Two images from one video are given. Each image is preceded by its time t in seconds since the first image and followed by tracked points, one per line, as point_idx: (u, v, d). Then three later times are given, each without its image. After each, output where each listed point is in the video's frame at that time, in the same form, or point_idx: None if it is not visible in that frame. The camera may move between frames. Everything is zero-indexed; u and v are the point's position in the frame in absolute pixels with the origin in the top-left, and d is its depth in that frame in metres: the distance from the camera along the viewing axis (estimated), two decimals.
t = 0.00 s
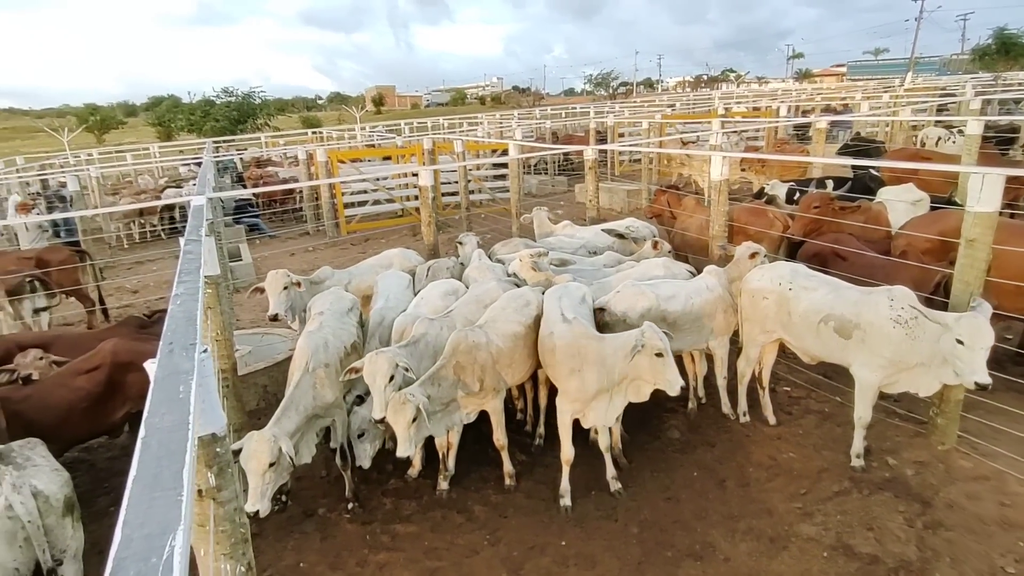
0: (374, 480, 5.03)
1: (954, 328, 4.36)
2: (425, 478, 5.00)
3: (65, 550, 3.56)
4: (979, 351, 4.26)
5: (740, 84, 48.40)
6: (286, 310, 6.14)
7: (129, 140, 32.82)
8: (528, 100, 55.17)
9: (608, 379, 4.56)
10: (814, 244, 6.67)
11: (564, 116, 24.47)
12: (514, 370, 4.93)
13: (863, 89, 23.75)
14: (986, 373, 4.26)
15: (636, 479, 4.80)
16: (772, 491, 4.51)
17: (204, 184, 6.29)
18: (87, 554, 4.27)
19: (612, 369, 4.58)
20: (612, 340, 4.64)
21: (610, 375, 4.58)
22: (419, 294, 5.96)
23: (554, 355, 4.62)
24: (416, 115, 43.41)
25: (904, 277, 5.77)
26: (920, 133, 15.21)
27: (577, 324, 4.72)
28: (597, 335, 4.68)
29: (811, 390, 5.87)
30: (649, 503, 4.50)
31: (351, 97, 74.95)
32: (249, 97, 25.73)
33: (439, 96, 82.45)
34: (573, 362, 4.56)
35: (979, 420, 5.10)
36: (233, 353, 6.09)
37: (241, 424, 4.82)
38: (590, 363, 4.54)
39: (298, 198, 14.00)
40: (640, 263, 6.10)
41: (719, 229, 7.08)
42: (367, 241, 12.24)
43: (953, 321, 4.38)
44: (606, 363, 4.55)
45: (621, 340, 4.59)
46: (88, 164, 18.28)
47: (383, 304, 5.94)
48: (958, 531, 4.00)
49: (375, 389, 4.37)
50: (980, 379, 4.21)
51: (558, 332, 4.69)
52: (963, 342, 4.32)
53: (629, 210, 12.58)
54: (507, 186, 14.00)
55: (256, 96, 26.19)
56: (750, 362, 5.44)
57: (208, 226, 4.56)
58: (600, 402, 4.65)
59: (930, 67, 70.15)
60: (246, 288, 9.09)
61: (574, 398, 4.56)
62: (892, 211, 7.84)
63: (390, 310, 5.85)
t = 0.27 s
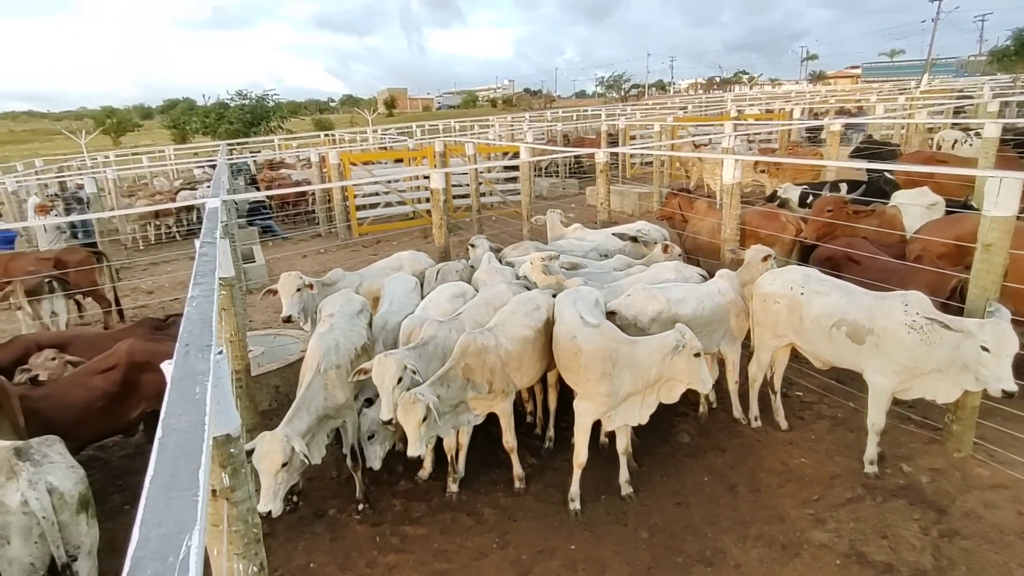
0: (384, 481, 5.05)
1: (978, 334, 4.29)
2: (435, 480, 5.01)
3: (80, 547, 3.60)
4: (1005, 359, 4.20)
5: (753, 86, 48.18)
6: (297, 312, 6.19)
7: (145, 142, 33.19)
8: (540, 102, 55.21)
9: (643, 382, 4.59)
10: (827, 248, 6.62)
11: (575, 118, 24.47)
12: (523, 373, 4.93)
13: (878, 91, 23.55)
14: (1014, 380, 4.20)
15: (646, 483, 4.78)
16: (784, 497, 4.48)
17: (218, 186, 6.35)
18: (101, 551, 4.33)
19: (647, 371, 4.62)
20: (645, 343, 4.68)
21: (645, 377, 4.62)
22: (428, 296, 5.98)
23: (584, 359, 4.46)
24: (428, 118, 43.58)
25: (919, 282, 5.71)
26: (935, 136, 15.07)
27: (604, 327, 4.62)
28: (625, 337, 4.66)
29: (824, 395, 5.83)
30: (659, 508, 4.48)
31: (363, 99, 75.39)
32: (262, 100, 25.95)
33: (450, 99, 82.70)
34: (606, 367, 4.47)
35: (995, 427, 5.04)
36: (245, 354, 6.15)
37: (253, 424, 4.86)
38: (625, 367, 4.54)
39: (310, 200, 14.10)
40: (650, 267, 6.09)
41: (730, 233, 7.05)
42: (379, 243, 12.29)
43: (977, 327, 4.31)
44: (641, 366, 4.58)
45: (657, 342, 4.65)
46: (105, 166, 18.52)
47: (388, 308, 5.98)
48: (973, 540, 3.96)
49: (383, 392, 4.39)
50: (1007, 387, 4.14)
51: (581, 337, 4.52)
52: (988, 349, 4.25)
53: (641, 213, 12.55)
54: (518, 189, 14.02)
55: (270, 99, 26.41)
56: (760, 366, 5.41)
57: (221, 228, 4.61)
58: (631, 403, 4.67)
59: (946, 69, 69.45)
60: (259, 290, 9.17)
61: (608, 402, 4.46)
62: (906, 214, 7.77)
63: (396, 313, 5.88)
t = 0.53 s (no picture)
0: (389, 482, 5.05)
1: (995, 345, 4.27)
2: (439, 482, 5.01)
3: (84, 539, 3.62)
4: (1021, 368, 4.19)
5: (762, 91, 48.07)
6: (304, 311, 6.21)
7: (156, 140, 33.44)
8: (549, 105, 55.25)
9: (677, 382, 4.57)
10: (836, 255, 6.59)
11: (584, 121, 24.47)
12: (527, 377, 4.93)
13: (889, 97, 23.43)
14: None
15: (651, 488, 4.77)
16: (790, 505, 4.46)
17: (229, 185, 6.39)
18: (107, 546, 4.35)
19: (682, 372, 4.57)
20: (675, 342, 4.62)
21: (679, 376, 4.57)
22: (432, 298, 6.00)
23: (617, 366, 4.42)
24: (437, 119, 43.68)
25: (928, 290, 5.68)
26: (946, 143, 15.00)
27: (633, 330, 4.58)
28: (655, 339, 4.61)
29: (831, 403, 5.80)
30: (664, 513, 4.47)
31: (372, 100, 75.64)
32: (273, 100, 26.08)
33: (459, 100, 82.89)
34: (638, 371, 4.46)
35: (1004, 437, 5.00)
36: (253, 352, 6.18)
37: (260, 423, 4.88)
38: (658, 369, 4.52)
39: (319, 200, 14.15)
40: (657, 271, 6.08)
41: (739, 238, 7.03)
42: (386, 243, 12.33)
43: (993, 338, 4.28)
44: (674, 366, 4.54)
45: (688, 341, 4.58)
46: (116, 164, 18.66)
47: (391, 308, 5.99)
48: (981, 551, 3.93)
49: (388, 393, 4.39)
50: None
51: (610, 342, 4.48)
52: (1006, 359, 4.24)
53: (648, 216, 12.53)
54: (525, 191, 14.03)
55: (280, 99, 26.54)
56: (767, 372, 5.38)
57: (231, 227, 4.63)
58: (664, 403, 4.67)
59: (957, 75, 69.06)
60: (267, 288, 9.21)
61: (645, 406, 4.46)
62: (916, 222, 7.73)
63: (399, 313, 5.89)
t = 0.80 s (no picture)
0: (392, 480, 5.05)
1: (1005, 355, 4.20)
2: (442, 481, 5.00)
3: (84, 529, 3.62)
4: None
5: (771, 96, 47.93)
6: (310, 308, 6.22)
7: (166, 135, 33.61)
8: (558, 106, 55.23)
9: (709, 381, 4.55)
10: (844, 261, 6.55)
11: (593, 123, 24.45)
12: (525, 379, 4.93)
13: (900, 104, 23.31)
14: None
15: (654, 492, 4.75)
16: (794, 512, 4.42)
17: (237, 181, 6.40)
18: (109, 538, 4.36)
19: (715, 371, 4.53)
20: (702, 341, 4.59)
21: (711, 376, 4.54)
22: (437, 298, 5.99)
23: (650, 368, 4.42)
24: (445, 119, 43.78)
25: (938, 298, 5.63)
26: (957, 151, 14.90)
27: (660, 333, 4.60)
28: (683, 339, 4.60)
29: (837, 410, 5.76)
30: (666, 518, 4.45)
31: (381, 99, 75.89)
32: (283, 98, 26.17)
33: (468, 101, 83.06)
34: (677, 371, 4.43)
35: (1012, 449, 4.95)
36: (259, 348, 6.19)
37: (265, 418, 4.89)
38: (689, 369, 4.50)
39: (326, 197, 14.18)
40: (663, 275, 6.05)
41: (747, 242, 6.99)
42: (393, 242, 12.33)
43: (1006, 347, 4.21)
44: (705, 365, 4.52)
45: (714, 340, 4.54)
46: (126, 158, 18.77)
47: (396, 306, 5.99)
48: (987, 564, 3.89)
49: (393, 392, 4.39)
50: None
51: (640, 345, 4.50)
52: (1015, 368, 4.17)
53: (655, 220, 12.50)
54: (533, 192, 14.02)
55: (290, 96, 26.62)
56: (773, 381, 5.37)
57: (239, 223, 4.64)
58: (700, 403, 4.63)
59: (969, 83, 68.67)
60: (273, 285, 9.23)
61: (682, 407, 4.43)
62: (926, 229, 7.67)
63: (403, 312, 5.89)
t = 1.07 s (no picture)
0: (393, 479, 5.05)
1: (1012, 362, 4.17)
2: (443, 481, 4.99)
3: (85, 521, 3.64)
4: None
5: (778, 99, 47.76)
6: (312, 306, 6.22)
7: (174, 132, 33.76)
8: (564, 107, 55.25)
9: (736, 381, 4.53)
10: (850, 266, 6.52)
11: (599, 124, 24.42)
12: (533, 383, 4.90)
13: (908, 108, 23.20)
14: None
15: (656, 495, 4.73)
16: (797, 517, 4.40)
17: (243, 178, 6.40)
18: (110, 533, 4.36)
19: (742, 372, 4.51)
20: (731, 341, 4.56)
21: (738, 377, 4.52)
22: (441, 297, 5.98)
23: (681, 368, 4.37)
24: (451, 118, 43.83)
25: (945, 304, 5.59)
26: (965, 156, 14.84)
27: (688, 332, 4.55)
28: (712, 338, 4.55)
29: (841, 415, 5.73)
30: (668, 521, 4.43)
31: (388, 97, 76.03)
32: (290, 96, 26.21)
33: (475, 100, 83.09)
34: (705, 372, 4.40)
35: (1018, 457, 4.92)
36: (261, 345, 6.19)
37: (267, 415, 4.89)
38: (718, 369, 4.47)
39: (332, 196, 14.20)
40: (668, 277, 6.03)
41: (752, 245, 6.97)
42: (397, 240, 12.34)
43: (1013, 354, 4.18)
44: (735, 366, 4.49)
45: (744, 342, 4.52)
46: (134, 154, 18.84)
47: (401, 305, 5.98)
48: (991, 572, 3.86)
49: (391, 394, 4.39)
50: None
51: (670, 345, 4.45)
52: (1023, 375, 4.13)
53: (660, 222, 12.47)
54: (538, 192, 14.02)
55: (297, 94, 26.67)
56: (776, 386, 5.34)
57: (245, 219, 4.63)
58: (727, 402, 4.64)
59: (977, 88, 68.33)
60: (278, 282, 9.24)
61: (707, 408, 4.44)
62: (933, 235, 7.63)
63: (407, 310, 5.89)
